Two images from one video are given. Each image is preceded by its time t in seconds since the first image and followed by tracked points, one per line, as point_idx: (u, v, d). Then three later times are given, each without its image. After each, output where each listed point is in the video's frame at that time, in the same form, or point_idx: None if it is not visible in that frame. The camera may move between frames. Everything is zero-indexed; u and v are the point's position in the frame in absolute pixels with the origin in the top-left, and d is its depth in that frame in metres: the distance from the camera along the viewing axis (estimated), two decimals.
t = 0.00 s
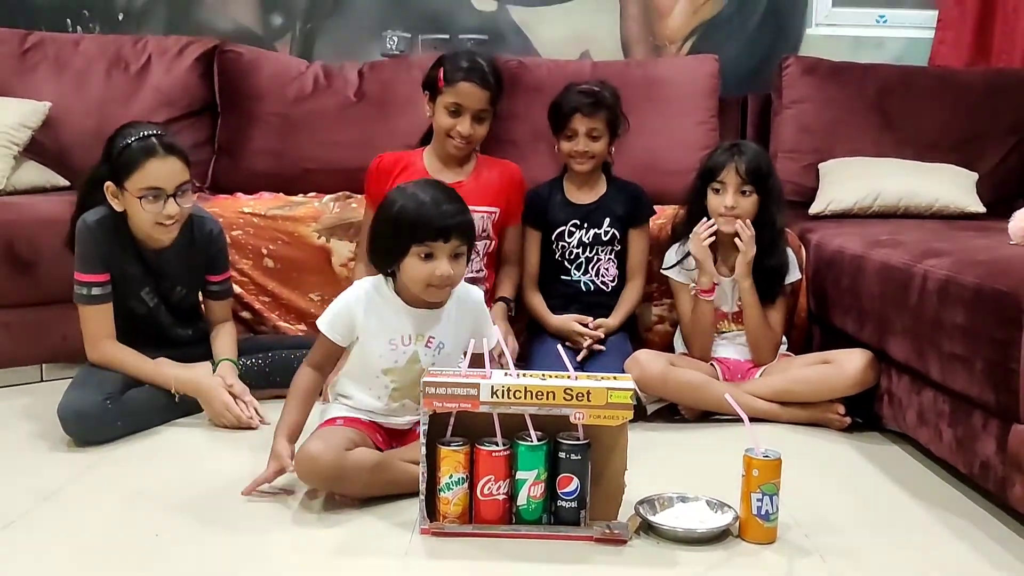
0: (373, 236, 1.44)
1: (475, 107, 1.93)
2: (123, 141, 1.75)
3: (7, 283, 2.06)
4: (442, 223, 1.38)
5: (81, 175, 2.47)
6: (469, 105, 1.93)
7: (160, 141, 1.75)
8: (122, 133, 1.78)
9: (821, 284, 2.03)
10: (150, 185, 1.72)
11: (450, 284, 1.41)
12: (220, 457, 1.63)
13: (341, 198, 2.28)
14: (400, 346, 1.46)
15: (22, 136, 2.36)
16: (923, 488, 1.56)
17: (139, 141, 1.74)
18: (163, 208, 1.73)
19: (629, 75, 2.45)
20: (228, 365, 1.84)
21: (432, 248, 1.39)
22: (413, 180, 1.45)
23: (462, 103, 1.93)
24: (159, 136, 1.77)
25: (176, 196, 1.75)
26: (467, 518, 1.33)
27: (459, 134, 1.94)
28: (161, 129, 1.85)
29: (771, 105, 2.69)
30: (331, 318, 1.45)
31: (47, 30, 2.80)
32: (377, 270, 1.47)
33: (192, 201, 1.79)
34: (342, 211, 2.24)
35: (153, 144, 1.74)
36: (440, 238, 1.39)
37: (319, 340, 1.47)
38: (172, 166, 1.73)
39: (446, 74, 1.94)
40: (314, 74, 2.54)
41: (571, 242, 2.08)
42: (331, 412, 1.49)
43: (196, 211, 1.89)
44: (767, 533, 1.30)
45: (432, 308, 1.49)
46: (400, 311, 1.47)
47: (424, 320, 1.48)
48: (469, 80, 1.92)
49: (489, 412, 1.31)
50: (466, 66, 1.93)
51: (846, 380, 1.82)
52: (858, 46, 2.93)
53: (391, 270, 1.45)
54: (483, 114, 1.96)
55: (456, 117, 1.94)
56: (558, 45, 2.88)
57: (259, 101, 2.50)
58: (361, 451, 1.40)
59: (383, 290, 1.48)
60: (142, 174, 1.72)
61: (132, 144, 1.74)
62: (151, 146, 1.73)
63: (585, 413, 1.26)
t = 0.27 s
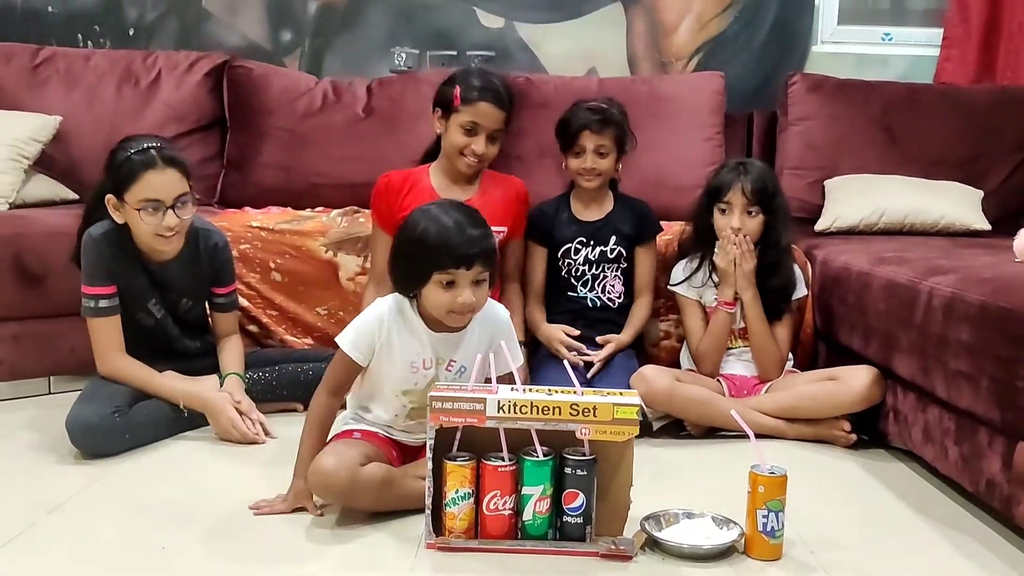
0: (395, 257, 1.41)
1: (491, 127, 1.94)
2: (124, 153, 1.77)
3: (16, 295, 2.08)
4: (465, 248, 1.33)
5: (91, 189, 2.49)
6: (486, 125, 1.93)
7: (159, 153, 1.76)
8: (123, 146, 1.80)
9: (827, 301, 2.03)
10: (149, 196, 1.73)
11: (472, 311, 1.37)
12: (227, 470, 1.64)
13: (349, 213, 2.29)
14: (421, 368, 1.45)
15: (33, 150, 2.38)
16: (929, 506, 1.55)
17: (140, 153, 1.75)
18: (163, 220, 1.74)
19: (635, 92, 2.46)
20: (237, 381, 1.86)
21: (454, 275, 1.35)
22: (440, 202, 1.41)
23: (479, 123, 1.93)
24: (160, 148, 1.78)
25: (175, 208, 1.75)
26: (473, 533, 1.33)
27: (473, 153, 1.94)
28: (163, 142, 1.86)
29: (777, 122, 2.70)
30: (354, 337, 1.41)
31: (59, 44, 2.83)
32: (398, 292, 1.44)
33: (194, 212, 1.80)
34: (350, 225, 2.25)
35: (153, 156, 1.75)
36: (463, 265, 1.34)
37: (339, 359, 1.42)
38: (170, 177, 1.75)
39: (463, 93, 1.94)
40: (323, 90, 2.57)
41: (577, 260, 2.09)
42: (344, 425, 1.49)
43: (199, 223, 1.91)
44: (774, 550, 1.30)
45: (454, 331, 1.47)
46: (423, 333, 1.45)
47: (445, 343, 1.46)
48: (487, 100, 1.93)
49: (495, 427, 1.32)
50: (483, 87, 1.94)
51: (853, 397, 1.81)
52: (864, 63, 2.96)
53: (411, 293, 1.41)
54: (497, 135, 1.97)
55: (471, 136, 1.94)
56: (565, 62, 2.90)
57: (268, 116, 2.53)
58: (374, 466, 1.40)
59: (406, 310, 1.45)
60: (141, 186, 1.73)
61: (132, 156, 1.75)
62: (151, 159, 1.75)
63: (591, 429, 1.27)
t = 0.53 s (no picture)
0: (399, 271, 1.39)
1: (514, 150, 1.87)
2: (120, 161, 1.76)
3: (22, 305, 2.08)
4: (473, 258, 1.33)
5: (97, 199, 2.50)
6: (509, 147, 1.86)
7: (154, 160, 1.76)
8: (119, 154, 1.80)
9: (833, 314, 2.03)
10: (145, 204, 1.73)
11: (483, 321, 1.37)
12: (231, 481, 1.64)
13: (355, 224, 2.31)
14: (429, 380, 1.45)
15: (40, 160, 2.39)
16: (935, 520, 1.55)
17: (135, 162, 1.75)
18: (159, 227, 1.74)
19: (641, 105, 2.47)
20: (241, 393, 1.86)
21: (463, 285, 1.35)
22: (443, 213, 1.41)
23: (503, 145, 1.86)
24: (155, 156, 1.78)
25: (171, 215, 1.75)
26: (476, 546, 1.33)
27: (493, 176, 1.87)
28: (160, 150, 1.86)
29: (782, 135, 2.70)
30: (359, 349, 1.41)
31: (67, 55, 2.85)
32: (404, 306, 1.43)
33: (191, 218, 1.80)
34: (356, 237, 2.26)
35: (148, 164, 1.75)
36: (471, 275, 1.34)
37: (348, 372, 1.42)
38: (165, 184, 1.75)
39: (491, 113, 1.86)
40: (329, 101, 2.58)
41: (581, 273, 2.08)
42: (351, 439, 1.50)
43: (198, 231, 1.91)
44: (779, 564, 1.29)
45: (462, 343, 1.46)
46: (428, 345, 1.45)
47: (451, 356, 1.46)
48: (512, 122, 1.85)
49: (500, 439, 1.31)
50: (506, 109, 1.87)
51: (858, 411, 1.81)
52: (869, 76, 2.97)
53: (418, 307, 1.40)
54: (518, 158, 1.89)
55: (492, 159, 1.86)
56: (571, 74, 2.91)
57: (275, 128, 2.54)
58: (375, 486, 1.39)
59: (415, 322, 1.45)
60: (137, 194, 1.73)
61: (127, 164, 1.75)
62: (146, 166, 1.75)
63: (596, 441, 1.27)
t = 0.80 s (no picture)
0: (410, 278, 1.38)
1: (544, 184, 1.76)
2: (110, 171, 1.75)
3: (26, 313, 2.09)
4: (484, 267, 1.31)
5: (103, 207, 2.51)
6: (540, 181, 1.75)
7: (144, 169, 1.74)
8: (110, 163, 1.78)
9: (838, 324, 2.02)
10: (137, 213, 1.72)
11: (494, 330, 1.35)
12: (234, 490, 1.64)
13: (359, 233, 2.31)
14: (441, 390, 1.45)
15: (46, 168, 2.40)
16: (941, 532, 1.54)
17: (125, 171, 1.74)
18: (152, 236, 1.73)
19: (646, 114, 2.47)
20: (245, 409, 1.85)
21: (474, 295, 1.33)
22: (453, 219, 1.39)
23: (534, 178, 1.75)
24: (146, 164, 1.77)
25: (163, 223, 1.74)
26: (480, 557, 1.32)
27: (517, 206, 1.77)
28: (152, 157, 1.84)
29: (787, 144, 2.70)
30: (372, 362, 1.40)
31: (73, 64, 2.86)
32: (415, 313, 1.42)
33: (184, 225, 1.79)
34: (360, 245, 2.25)
35: (138, 173, 1.73)
36: (483, 283, 1.32)
37: (360, 386, 1.40)
38: (157, 192, 1.73)
39: (527, 143, 1.75)
40: (335, 110, 2.58)
41: (588, 284, 2.07)
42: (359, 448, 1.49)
43: (194, 236, 1.90)
44: None
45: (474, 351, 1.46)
46: (440, 356, 1.45)
47: (463, 367, 1.45)
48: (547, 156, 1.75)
49: (504, 450, 1.31)
50: (538, 139, 1.75)
51: (864, 422, 1.80)
52: (875, 87, 2.97)
53: (429, 314, 1.39)
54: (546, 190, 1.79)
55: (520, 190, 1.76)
56: (576, 83, 2.91)
57: (280, 136, 2.54)
58: (379, 504, 1.39)
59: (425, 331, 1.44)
60: (129, 204, 1.72)
61: (117, 174, 1.73)
62: (137, 175, 1.73)
63: (600, 452, 1.26)
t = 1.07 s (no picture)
0: (415, 286, 1.36)
1: (567, 201, 1.76)
2: (96, 183, 1.74)
3: (28, 318, 2.09)
4: (492, 280, 1.29)
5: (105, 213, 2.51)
6: (563, 198, 1.75)
7: (130, 178, 1.73)
8: (96, 175, 1.77)
9: (842, 331, 2.02)
10: (127, 224, 1.71)
11: (496, 345, 1.33)
12: (235, 497, 1.63)
13: (362, 239, 2.30)
14: (443, 400, 1.44)
15: (49, 174, 2.40)
16: (945, 541, 1.53)
17: (111, 181, 1.73)
18: (144, 245, 1.72)
19: (650, 120, 2.47)
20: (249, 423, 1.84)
21: (479, 309, 1.31)
22: (462, 228, 1.37)
23: (557, 195, 1.74)
24: (133, 173, 1.76)
25: (154, 232, 1.73)
26: (482, 565, 1.30)
27: (538, 222, 1.76)
28: (139, 165, 1.83)
29: (791, 151, 2.70)
30: (375, 374, 1.38)
31: (77, 69, 2.86)
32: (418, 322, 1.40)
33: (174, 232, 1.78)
34: (363, 251, 2.25)
35: (125, 182, 1.72)
36: (489, 298, 1.30)
37: (362, 397, 1.39)
38: (145, 201, 1.72)
39: (553, 159, 1.74)
40: (338, 116, 2.59)
41: (596, 293, 2.05)
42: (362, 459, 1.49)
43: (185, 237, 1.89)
44: None
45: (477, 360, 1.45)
46: (444, 364, 1.44)
47: (467, 375, 1.45)
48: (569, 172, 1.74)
49: (506, 457, 1.30)
50: (561, 157, 1.74)
51: (869, 430, 1.79)
52: (879, 93, 2.96)
53: (431, 323, 1.38)
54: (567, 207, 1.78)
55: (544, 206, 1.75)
56: (579, 89, 2.91)
57: (283, 142, 2.55)
58: (383, 521, 1.37)
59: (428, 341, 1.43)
60: (117, 214, 1.71)
61: (103, 184, 1.72)
62: (123, 184, 1.72)
63: (603, 460, 1.25)
